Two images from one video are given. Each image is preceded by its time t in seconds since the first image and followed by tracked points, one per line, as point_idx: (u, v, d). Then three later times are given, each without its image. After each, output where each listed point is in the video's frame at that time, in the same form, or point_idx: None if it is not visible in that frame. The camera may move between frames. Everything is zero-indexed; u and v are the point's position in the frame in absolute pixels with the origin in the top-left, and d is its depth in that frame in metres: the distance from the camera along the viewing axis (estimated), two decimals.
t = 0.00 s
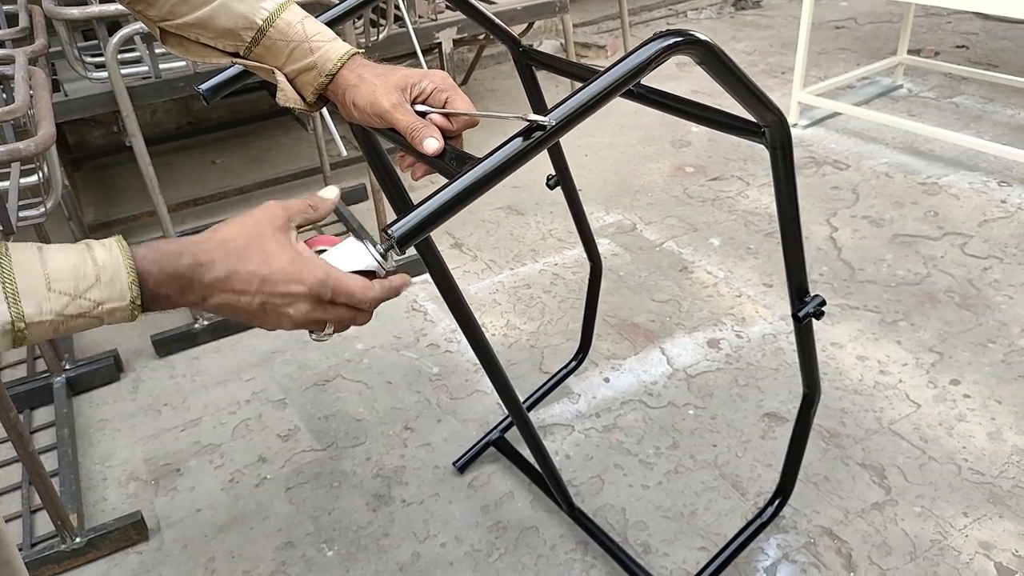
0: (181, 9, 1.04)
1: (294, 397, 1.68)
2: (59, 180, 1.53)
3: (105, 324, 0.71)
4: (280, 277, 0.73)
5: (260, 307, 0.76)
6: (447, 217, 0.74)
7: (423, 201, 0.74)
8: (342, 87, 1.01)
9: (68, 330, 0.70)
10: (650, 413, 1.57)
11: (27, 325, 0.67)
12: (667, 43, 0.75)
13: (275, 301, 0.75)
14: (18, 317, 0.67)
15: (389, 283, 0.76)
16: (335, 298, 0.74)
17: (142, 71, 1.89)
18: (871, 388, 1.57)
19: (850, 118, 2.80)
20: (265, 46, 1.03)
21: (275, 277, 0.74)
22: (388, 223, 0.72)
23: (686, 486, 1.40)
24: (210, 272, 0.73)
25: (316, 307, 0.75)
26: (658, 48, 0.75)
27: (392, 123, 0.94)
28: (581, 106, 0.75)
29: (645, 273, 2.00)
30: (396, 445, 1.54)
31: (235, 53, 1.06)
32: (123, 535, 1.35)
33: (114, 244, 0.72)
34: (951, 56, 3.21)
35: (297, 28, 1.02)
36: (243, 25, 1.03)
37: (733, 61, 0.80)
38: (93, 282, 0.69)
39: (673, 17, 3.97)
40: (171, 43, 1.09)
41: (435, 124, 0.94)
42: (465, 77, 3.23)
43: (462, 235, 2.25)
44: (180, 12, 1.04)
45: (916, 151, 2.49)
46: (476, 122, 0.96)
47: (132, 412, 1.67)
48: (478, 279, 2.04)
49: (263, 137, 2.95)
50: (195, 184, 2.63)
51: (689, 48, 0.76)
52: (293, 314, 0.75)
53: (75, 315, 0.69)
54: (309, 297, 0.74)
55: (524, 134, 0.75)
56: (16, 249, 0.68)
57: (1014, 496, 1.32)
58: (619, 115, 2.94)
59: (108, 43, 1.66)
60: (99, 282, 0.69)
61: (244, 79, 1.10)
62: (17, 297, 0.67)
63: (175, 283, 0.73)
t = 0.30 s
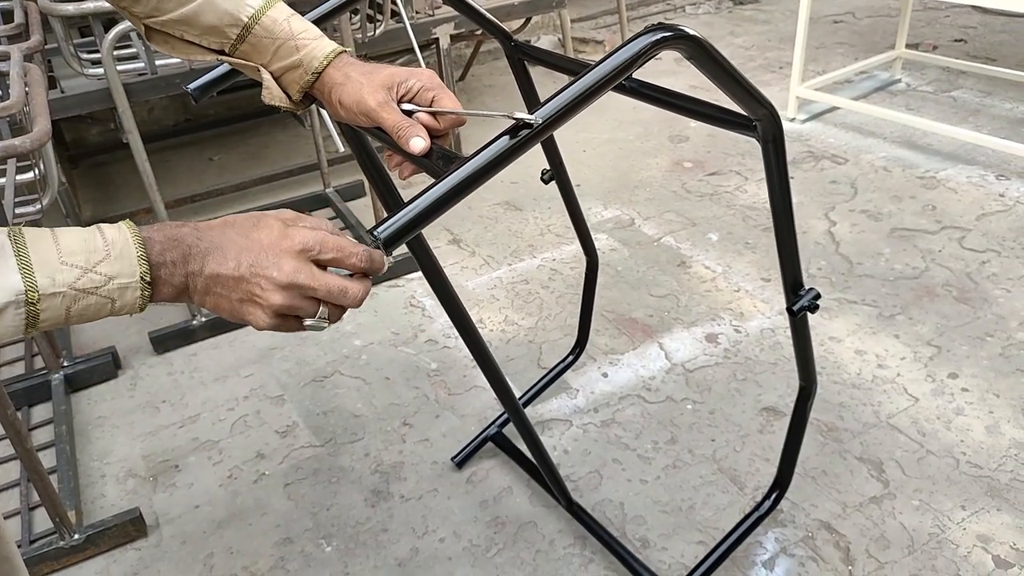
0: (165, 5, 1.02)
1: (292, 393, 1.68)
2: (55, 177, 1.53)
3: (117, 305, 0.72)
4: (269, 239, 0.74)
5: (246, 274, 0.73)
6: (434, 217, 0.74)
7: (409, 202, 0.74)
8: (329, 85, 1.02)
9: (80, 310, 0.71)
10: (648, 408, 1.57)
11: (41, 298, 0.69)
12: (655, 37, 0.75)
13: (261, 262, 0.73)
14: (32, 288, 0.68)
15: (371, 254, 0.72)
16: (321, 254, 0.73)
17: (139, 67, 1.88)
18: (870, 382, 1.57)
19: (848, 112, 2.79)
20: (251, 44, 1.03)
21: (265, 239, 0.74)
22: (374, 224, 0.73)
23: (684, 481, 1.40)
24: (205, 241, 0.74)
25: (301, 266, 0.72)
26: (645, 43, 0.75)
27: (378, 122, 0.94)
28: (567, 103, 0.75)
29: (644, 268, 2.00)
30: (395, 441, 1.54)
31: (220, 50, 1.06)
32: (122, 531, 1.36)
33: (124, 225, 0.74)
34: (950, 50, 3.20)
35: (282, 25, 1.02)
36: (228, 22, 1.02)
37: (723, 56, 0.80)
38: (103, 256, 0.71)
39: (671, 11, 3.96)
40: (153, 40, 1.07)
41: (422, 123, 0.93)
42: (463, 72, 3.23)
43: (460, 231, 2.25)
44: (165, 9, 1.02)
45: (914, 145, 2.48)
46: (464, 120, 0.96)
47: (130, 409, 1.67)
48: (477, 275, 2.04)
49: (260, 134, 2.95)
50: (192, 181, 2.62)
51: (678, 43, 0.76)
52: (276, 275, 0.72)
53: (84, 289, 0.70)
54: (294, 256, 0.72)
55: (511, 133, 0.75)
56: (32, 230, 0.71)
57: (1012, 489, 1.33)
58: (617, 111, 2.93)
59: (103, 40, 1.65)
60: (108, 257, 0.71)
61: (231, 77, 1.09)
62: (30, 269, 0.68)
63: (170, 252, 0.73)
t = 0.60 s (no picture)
0: None
1: (289, 387, 1.68)
2: (51, 171, 1.52)
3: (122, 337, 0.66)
4: (304, 263, 0.68)
5: (290, 303, 0.69)
6: (427, 211, 0.74)
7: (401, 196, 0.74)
8: (320, 79, 1.01)
9: (82, 341, 0.65)
10: (646, 402, 1.57)
11: (39, 330, 0.63)
12: (649, 29, 0.75)
13: (307, 291, 0.68)
14: (29, 319, 0.62)
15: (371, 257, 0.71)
16: (361, 276, 0.70)
17: (135, 61, 1.88)
18: (867, 375, 1.57)
19: (846, 106, 2.79)
20: (241, 37, 1.03)
21: (303, 266, 0.68)
22: (365, 218, 0.73)
23: (681, 474, 1.40)
24: (234, 272, 0.68)
25: (347, 291, 0.69)
26: (639, 35, 0.75)
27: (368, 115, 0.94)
28: (560, 96, 0.74)
29: (641, 262, 2.00)
30: (392, 435, 1.54)
31: (211, 43, 1.05)
32: (119, 525, 1.35)
33: (135, 249, 0.67)
34: (948, 44, 3.20)
35: (273, 18, 1.02)
36: (218, 15, 1.02)
37: (717, 49, 0.80)
38: (109, 286, 0.65)
39: (669, 5, 3.95)
40: (146, 35, 1.08)
41: (413, 116, 0.92)
42: (461, 66, 3.22)
43: (458, 225, 2.25)
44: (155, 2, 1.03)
45: (912, 139, 2.48)
46: (456, 114, 0.94)
47: (127, 404, 1.67)
48: (474, 269, 2.04)
49: (258, 128, 2.94)
50: (189, 175, 2.62)
51: (671, 36, 0.76)
52: (330, 303, 0.69)
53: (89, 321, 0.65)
54: (339, 281, 0.69)
55: (503, 126, 0.75)
56: (38, 249, 0.65)
57: (1009, 483, 1.33)
58: (615, 105, 2.93)
59: (99, 33, 1.64)
60: (115, 287, 0.65)
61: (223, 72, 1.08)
62: (28, 298, 0.63)
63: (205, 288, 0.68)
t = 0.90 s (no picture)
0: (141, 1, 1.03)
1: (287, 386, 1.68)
2: (47, 170, 1.52)
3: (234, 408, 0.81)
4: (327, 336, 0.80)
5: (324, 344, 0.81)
6: (416, 213, 0.73)
7: (390, 199, 0.73)
8: (307, 81, 1.00)
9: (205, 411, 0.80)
10: (643, 400, 1.57)
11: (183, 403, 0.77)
12: (637, 28, 0.75)
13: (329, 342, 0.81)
14: (179, 397, 0.76)
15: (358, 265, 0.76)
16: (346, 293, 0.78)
17: (131, 59, 1.87)
18: (864, 372, 1.58)
19: (843, 103, 2.79)
20: (227, 38, 1.03)
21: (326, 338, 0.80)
22: (353, 223, 0.71)
23: (679, 472, 1.40)
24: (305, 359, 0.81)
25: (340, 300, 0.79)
26: (628, 34, 0.75)
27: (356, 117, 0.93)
28: (548, 97, 0.74)
29: (639, 260, 2.00)
30: (390, 433, 1.54)
31: (197, 45, 1.06)
32: (117, 525, 1.35)
33: (259, 342, 0.82)
34: (945, 41, 3.20)
35: (258, 20, 1.02)
36: (203, 17, 1.02)
37: (708, 47, 0.80)
38: (240, 375, 0.79)
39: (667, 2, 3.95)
40: (130, 36, 1.08)
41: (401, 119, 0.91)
42: (457, 64, 3.21)
43: (455, 223, 2.24)
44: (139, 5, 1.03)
45: (910, 136, 2.48)
46: (445, 115, 0.94)
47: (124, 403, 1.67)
48: (472, 267, 2.04)
49: (255, 126, 2.93)
50: (186, 174, 2.61)
51: (661, 34, 0.76)
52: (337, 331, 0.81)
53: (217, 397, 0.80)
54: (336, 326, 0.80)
55: (491, 128, 0.75)
56: (195, 333, 0.80)
57: (1006, 479, 1.33)
58: (613, 102, 2.93)
59: (95, 32, 1.64)
60: (244, 377, 0.79)
61: (212, 73, 1.09)
62: (183, 379, 0.76)
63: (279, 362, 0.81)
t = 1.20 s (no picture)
0: (146, 4, 1.02)
1: (286, 390, 1.68)
2: (46, 175, 1.52)
3: (44, 362, 0.67)
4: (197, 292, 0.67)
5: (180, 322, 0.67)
6: (420, 214, 0.73)
7: (393, 199, 0.73)
8: (311, 83, 1.01)
9: (7, 363, 0.66)
10: (643, 403, 1.57)
11: None
12: (640, 30, 0.75)
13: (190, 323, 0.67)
14: None
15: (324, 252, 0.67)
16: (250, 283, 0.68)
17: (130, 64, 1.87)
18: (864, 374, 1.58)
19: (841, 106, 2.80)
20: (232, 42, 1.03)
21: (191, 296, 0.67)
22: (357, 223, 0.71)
23: (678, 475, 1.40)
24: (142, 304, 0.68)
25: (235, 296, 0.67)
26: (631, 36, 0.75)
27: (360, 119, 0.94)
28: (553, 98, 0.74)
29: (637, 263, 2.00)
30: (389, 437, 1.54)
31: (202, 49, 1.05)
32: (116, 529, 1.35)
33: (63, 280, 0.69)
34: (943, 43, 3.21)
35: (263, 23, 1.02)
36: (208, 21, 1.02)
37: (709, 50, 0.80)
38: (39, 311, 0.66)
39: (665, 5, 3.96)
40: (135, 40, 1.06)
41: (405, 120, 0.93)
42: (456, 68, 3.22)
43: (454, 226, 2.24)
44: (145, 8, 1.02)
45: (908, 139, 2.49)
46: (448, 117, 0.96)
47: (124, 407, 1.67)
48: (471, 270, 2.04)
49: (254, 130, 2.94)
50: (185, 178, 2.61)
51: (663, 37, 0.76)
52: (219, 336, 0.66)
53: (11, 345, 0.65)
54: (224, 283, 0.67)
55: (495, 129, 0.75)
56: None
57: (1005, 481, 1.33)
58: (611, 105, 2.93)
59: (93, 36, 1.64)
60: (45, 312, 0.66)
61: (214, 75, 1.09)
62: None
63: (101, 313, 0.68)
